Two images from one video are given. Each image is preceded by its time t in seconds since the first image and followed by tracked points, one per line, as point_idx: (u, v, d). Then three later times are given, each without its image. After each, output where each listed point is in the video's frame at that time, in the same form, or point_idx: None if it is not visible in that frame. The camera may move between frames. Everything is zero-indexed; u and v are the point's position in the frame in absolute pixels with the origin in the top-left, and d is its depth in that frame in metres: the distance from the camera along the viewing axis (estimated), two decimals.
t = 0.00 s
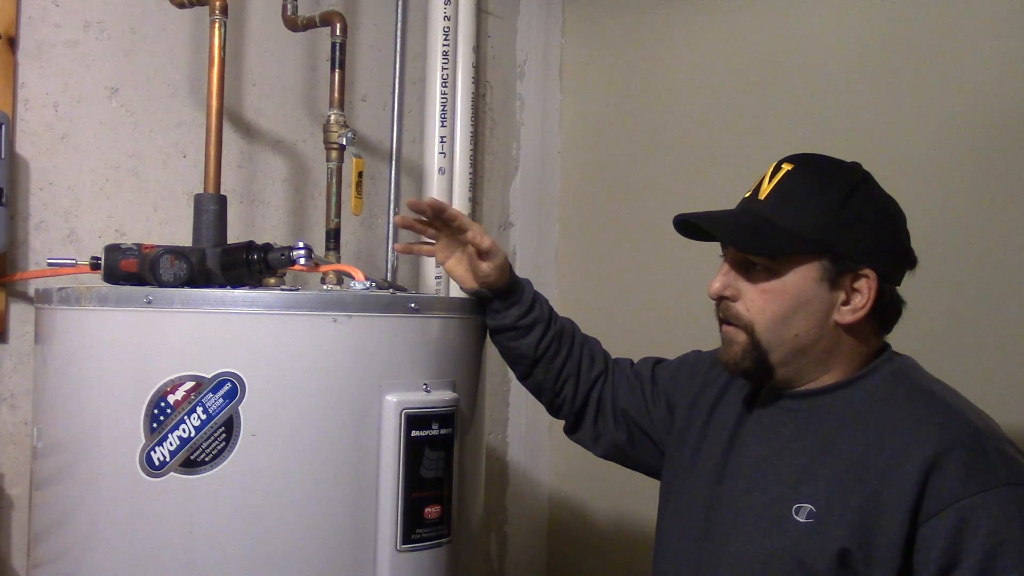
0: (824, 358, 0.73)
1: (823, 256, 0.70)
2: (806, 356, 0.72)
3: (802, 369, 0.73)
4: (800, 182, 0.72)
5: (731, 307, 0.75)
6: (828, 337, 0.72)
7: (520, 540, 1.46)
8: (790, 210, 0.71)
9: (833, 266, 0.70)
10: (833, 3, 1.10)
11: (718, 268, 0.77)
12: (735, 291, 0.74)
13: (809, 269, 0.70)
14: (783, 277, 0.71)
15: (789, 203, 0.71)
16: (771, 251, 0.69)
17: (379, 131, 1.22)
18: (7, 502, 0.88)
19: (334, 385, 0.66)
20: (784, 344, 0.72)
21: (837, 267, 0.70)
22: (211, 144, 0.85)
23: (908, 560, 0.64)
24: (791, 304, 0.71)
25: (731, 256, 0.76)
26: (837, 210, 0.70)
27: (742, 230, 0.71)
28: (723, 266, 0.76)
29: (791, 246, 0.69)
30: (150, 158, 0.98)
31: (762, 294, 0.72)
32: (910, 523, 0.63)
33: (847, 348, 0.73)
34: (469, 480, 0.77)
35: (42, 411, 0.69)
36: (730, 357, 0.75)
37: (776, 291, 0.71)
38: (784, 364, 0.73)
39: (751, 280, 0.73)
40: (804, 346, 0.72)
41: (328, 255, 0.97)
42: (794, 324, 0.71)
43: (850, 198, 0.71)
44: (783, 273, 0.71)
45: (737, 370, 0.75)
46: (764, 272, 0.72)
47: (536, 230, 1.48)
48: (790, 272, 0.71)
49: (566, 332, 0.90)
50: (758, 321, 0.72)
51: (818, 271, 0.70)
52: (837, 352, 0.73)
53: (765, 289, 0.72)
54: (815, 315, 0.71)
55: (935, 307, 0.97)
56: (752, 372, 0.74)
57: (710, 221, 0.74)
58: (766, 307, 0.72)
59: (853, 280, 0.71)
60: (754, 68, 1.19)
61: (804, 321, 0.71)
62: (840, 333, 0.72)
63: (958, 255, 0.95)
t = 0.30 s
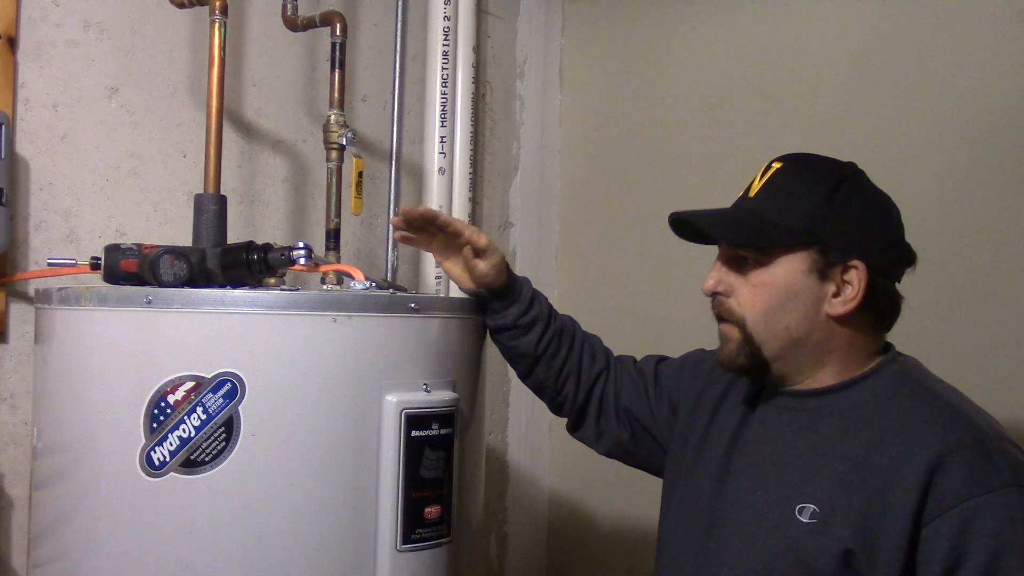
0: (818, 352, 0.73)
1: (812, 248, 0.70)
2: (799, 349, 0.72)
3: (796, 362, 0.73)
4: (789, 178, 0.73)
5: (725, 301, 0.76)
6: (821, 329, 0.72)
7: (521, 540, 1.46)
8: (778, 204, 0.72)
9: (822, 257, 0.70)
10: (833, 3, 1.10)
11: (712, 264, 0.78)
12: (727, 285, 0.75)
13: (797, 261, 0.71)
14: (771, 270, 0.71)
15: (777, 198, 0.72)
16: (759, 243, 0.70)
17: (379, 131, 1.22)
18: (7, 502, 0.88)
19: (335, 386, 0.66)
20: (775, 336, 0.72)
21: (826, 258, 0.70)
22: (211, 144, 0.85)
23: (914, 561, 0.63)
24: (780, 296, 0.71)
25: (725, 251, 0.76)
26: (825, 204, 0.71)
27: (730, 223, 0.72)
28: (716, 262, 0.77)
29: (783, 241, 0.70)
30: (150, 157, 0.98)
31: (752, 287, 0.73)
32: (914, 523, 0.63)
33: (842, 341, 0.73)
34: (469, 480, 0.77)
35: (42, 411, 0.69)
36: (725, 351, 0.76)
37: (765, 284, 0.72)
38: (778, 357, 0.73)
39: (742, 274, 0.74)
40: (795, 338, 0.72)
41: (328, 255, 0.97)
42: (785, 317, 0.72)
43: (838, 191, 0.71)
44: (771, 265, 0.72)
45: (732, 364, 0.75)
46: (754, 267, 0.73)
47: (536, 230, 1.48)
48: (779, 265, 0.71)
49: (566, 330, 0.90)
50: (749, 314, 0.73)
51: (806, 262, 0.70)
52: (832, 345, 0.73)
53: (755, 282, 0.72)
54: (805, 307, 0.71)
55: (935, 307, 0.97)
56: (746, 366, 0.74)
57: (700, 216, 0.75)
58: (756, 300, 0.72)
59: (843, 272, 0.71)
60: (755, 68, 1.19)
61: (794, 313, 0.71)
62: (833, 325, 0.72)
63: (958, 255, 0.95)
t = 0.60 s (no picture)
0: (819, 348, 0.73)
1: (805, 244, 0.71)
2: (800, 346, 0.72)
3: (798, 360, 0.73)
4: (780, 178, 0.73)
5: (725, 304, 0.76)
6: (820, 325, 0.72)
7: (521, 540, 1.46)
8: (770, 204, 0.73)
9: (815, 252, 0.70)
10: (832, 4, 1.10)
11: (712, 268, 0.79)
12: (726, 288, 0.76)
13: (792, 258, 0.71)
14: (767, 269, 0.72)
15: (770, 198, 0.73)
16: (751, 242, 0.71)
17: (379, 131, 1.22)
18: (7, 502, 0.88)
19: (336, 387, 0.66)
20: (776, 335, 0.72)
21: (820, 253, 0.70)
22: (211, 144, 0.85)
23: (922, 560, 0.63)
24: (776, 294, 0.71)
25: (722, 255, 0.77)
26: (817, 201, 0.71)
27: (723, 225, 0.73)
28: (715, 264, 0.78)
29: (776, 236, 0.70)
30: (150, 157, 0.97)
31: (750, 287, 0.73)
32: (919, 521, 0.63)
33: (843, 336, 0.73)
34: (469, 480, 0.77)
35: (42, 411, 0.69)
36: (729, 354, 0.77)
37: (762, 283, 0.72)
38: (779, 356, 0.73)
39: (739, 274, 0.74)
40: (796, 335, 0.72)
41: (328, 255, 0.97)
42: (784, 315, 0.72)
43: (830, 189, 0.71)
44: (767, 264, 0.72)
45: (736, 365, 0.76)
46: (750, 266, 0.73)
47: (536, 230, 1.48)
48: (774, 263, 0.71)
49: (565, 328, 0.90)
50: (749, 314, 0.73)
51: (801, 259, 0.71)
52: (833, 340, 0.73)
53: (752, 282, 0.73)
54: (802, 303, 0.71)
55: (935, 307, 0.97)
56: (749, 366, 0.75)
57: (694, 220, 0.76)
58: (755, 299, 0.73)
59: (839, 265, 0.71)
60: (754, 68, 1.19)
61: (791, 310, 0.71)
62: (833, 320, 0.72)
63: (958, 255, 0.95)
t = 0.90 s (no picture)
0: (829, 348, 0.73)
1: (819, 243, 0.70)
2: (812, 346, 0.72)
3: (808, 360, 0.73)
4: (795, 176, 0.73)
5: (736, 301, 0.76)
6: (833, 325, 0.72)
7: (521, 540, 1.46)
8: (784, 202, 0.72)
9: (829, 252, 0.70)
10: (832, 4, 1.10)
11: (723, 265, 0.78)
12: (737, 285, 0.75)
13: (805, 257, 0.71)
14: (780, 268, 0.71)
15: (784, 196, 0.72)
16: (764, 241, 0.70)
17: (379, 131, 1.23)
18: (7, 502, 0.88)
19: (337, 387, 0.66)
20: (787, 333, 0.72)
21: (834, 253, 0.70)
22: (211, 144, 0.85)
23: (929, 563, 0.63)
24: (792, 294, 0.71)
25: (734, 252, 0.77)
26: (832, 199, 0.70)
27: (735, 223, 0.73)
28: (728, 262, 0.77)
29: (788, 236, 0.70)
30: (150, 157, 0.98)
31: (762, 285, 0.73)
32: (932, 524, 0.63)
33: (854, 337, 0.73)
34: (469, 480, 0.77)
35: (42, 411, 0.69)
36: (737, 352, 0.76)
37: (775, 282, 0.72)
38: (790, 355, 0.73)
39: (754, 272, 0.74)
40: (808, 335, 0.72)
41: (328, 255, 0.97)
42: (796, 313, 0.71)
43: (845, 187, 0.71)
44: (780, 263, 0.72)
45: (745, 363, 0.75)
46: (764, 264, 0.73)
47: (536, 230, 1.48)
48: (787, 262, 0.71)
49: (567, 323, 0.90)
50: (760, 312, 0.73)
51: (814, 258, 0.70)
52: (843, 341, 0.73)
53: (764, 280, 0.72)
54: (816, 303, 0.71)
55: (936, 307, 0.98)
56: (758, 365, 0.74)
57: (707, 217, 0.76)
58: (768, 298, 0.72)
59: (852, 266, 0.70)
60: (755, 68, 1.19)
61: (806, 310, 0.71)
62: (845, 321, 0.72)
63: (959, 255, 0.96)
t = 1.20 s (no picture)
0: (838, 350, 0.73)
1: (842, 245, 0.70)
2: (820, 347, 0.72)
3: (816, 360, 0.73)
4: (825, 171, 0.72)
5: (747, 292, 0.75)
6: (843, 328, 0.72)
7: (521, 540, 1.46)
8: (812, 198, 0.71)
9: (850, 255, 0.70)
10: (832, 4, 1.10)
11: (738, 254, 0.78)
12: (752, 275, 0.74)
13: (825, 257, 0.70)
14: (798, 264, 0.71)
15: (811, 191, 0.72)
16: (789, 233, 0.70)
17: (379, 131, 1.22)
18: (7, 502, 0.88)
19: (336, 388, 0.66)
20: (796, 330, 0.72)
21: (854, 257, 0.70)
22: (211, 144, 0.85)
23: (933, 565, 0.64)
24: (806, 292, 0.71)
25: (752, 241, 0.76)
26: (860, 199, 0.70)
27: (762, 213, 0.72)
28: (746, 249, 0.76)
29: (811, 232, 0.70)
30: (150, 157, 0.98)
31: (776, 280, 0.72)
32: (940, 536, 0.64)
33: (865, 342, 0.73)
34: (469, 480, 0.77)
35: (42, 411, 0.69)
36: (742, 343, 0.75)
37: (789, 278, 0.71)
38: (797, 354, 0.73)
39: (768, 265, 0.73)
40: (817, 335, 0.72)
41: (328, 255, 0.97)
42: (808, 312, 0.71)
43: (876, 188, 0.70)
44: (800, 258, 0.71)
45: (749, 355, 0.75)
46: (780, 259, 0.72)
47: (536, 230, 1.48)
48: (805, 259, 0.71)
49: (555, 273, 0.81)
50: (772, 307, 0.72)
51: (834, 259, 0.70)
52: (852, 344, 0.73)
53: (779, 275, 0.72)
54: (829, 305, 0.71)
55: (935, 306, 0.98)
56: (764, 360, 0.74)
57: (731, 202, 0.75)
58: (779, 293, 0.72)
59: (870, 272, 0.70)
60: (755, 68, 1.19)
61: (817, 310, 0.71)
62: (855, 325, 0.72)
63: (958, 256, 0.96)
